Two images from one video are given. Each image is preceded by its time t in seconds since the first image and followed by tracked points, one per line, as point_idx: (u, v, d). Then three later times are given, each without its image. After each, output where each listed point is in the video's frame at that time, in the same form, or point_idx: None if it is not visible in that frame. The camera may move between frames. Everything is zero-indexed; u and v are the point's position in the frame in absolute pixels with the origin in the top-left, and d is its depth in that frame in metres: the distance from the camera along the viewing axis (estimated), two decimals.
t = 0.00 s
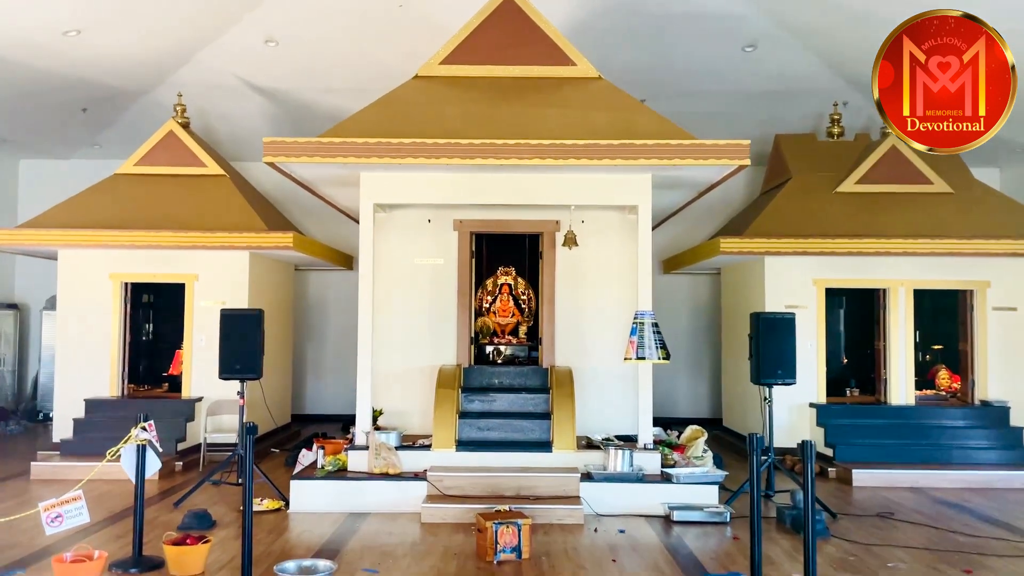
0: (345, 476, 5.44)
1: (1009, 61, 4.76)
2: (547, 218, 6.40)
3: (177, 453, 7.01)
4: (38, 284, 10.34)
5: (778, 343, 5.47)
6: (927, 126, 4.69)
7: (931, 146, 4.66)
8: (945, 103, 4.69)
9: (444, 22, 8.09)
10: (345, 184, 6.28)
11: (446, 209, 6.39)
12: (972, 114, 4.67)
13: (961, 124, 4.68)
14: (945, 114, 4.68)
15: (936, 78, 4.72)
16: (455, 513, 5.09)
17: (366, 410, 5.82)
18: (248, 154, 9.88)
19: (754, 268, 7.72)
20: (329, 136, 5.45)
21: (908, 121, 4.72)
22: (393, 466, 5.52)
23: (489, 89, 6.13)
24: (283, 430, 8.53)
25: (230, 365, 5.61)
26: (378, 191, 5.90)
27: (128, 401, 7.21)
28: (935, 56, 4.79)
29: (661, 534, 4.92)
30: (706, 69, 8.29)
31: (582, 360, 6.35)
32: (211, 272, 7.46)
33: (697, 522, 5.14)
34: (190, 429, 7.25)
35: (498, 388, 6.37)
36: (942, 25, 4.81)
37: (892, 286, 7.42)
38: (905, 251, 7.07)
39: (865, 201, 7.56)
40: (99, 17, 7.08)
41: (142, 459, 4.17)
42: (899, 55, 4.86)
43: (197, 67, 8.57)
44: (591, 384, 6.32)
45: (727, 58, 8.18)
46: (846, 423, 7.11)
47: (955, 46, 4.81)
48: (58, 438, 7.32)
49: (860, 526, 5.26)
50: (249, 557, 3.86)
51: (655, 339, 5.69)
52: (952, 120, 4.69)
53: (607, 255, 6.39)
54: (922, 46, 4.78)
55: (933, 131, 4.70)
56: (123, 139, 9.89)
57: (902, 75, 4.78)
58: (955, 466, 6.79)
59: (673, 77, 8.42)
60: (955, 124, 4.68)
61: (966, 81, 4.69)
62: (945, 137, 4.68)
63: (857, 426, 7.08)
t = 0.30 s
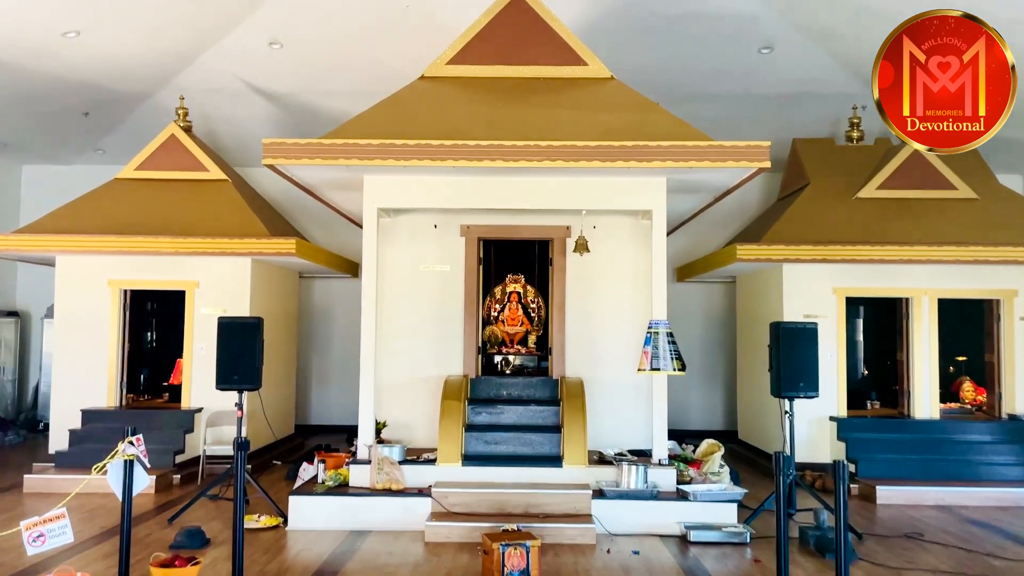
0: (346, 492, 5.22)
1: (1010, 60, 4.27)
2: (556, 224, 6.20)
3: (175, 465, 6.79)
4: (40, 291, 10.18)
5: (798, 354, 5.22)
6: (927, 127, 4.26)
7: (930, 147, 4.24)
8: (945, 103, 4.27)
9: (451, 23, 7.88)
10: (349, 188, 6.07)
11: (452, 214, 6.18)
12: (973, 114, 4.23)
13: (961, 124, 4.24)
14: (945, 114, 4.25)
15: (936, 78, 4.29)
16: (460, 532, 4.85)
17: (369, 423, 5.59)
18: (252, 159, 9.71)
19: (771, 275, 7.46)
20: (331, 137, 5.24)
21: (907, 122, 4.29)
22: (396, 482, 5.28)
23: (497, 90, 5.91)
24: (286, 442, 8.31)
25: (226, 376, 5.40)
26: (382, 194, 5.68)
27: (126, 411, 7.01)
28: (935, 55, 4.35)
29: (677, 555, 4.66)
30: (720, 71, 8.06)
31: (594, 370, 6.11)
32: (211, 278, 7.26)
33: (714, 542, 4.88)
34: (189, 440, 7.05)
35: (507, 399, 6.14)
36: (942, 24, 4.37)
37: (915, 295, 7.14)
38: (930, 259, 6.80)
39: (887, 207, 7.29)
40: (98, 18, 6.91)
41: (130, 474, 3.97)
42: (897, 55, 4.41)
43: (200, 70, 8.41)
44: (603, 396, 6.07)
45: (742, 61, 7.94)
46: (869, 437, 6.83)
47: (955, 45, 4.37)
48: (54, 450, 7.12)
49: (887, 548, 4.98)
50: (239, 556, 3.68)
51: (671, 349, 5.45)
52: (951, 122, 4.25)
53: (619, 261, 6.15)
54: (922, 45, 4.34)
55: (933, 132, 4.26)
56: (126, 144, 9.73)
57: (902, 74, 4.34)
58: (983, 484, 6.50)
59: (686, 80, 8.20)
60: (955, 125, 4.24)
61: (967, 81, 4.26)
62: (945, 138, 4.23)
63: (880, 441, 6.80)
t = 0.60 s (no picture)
0: (345, 504, 4.96)
1: (1010, 60, 4.12)
2: (565, 223, 5.93)
3: (169, 474, 6.56)
4: (36, 294, 9.97)
5: (820, 359, 4.97)
6: (927, 127, 4.12)
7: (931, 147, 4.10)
8: (945, 103, 4.12)
9: (454, 17, 7.64)
10: (348, 187, 5.83)
11: (456, 212, 5.95)
12: (973, 114, 4.10)
13: (961, 124, 4.11)
14: (945, 114, 4.11)
15: (936, 78, 4.14)
16: (464, 547, 4.59)
17: (369, 431, 5.36)
18: (252, 159, 9.49)
19: (787, 277, 7.19)
20: (329, 132, 5.00)
21: (907, 122, 4.14)
22: (397, 493, 5.03)
23: (501, 83, 5.66)
24: (286, 449, 8.08)
25: (220, 383, 5.16)
26: (382, 193, 5.45)
27: (119, 418, 6.78)
28: (935, 55, 4.19)
29: (693, 572, 4.40)
30: (733, 66, 7.80)
31: (604, 376, 5.86)
32: (207, 280, 7.02)
33: (731, 558, 4.60)
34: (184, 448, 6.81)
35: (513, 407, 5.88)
36: (942, 24, 4.21)
37: (937, 297, 6.88)
38: (954, 260, 6.53)
39: (908, 205, 7.01)
40: (91, 12, 6.69)
41: (113, 489, 3.74)
42: (897, 55, 4.25)
43: (197, 67, 8.19)
44: (613, 402, 5.82)
45: (756, 55, 7.68)
46: (890, 446, 6.56)
47: (955, 45, 4.21)
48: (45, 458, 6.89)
49: (916, 564, 4.71)
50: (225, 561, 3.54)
51: (684, 354, 5.20)
52: (950, 122, 4.11)
53: (629, 262, 5.89)
54: (922, 45, 4.19)
55: (933, 132, 4.12)
56: (123, 143, 9.51)
57: (902, 74, 4.18)
58: (1010, 494, 6.23)
59: (698, 75, 7.95)
60: (955, 125, 4.10)
61: (967, 81, 4.11)
62: (945, 138, 4.10)
63: (902, 449, 6.53)
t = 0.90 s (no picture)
0: (343, 509, 4.74)
1: (1009, 61, 4.18)
2: (571, 216, 5.73)
3: (163, 476, 6.33)
4: (32, 291, 9.77)
5: (842, 356, 4.73)
6: (927, 126, 4.20)
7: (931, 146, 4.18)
8: (945, 103, 4.20)
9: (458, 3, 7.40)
10: (346, 177, 5.60)
11: (459, 204, 5.72)
12: (972, 114, 4.18)
13: (961, 124, 4.19)
14: (944, 114, 4.19)
15: (936, 78, 4.20)
16: (467, 555, 4.36)
17: (368, 431, 5.13)
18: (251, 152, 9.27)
19: (803, 270, 6.93)
20: (325, 118, 4.76)
21: (907, 122, 4.23)
22: (398, 497, 4.80)
23: (505, 68, 5.42)
24: (286, 449, 7.86)
25: (212, 382, 4.93)
26: (382, 183, 5.22)
27: (112, 418, 6.56)
28: (935, 55, 4.25)
29: None
30: (746, 53, 7.55)
31: (613, 374, 5.62)
32: (203, 276, 6.80)
33: (750, 566, 4.36)
34: (179, 449, 6.59)
35: (519, 406, 5.65)
36: (942, 25, 4.27)
37: (959, 292, 6.62)
38: (977, 252, 6.27)
39: (928, 196, 6.75)
40: None
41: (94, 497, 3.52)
42: (898, 55, 4.29)
43: (193, 57, 7.97)
44: (623, 401, 5.58)
45: (769, 42, 7.42)
46: (911, 446, 6.31)
47: (955, 45, 4.26)
48: (36, 459, 6.68)
49: (945, 572, 4.46)
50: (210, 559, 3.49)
51: (698, 351, 4.96)
52: (951, 122, 4.19)
53: (640, 255, 5.65)
54: (922, 45, 4.24)
55: (933, 131, 4.20)
56: (119, 137, 9.30)
57: (903, 74, 4.24)
58: None
59: (709, 62, 7.69)
60: (955, 125, 4.18)
61: (967, 81, 4.18)
62: (944, 137, 4.18)
63: (924, 450, 6.28)
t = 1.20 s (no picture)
0: (339, 518, 4.49)
1: (1010, 61, 3.85)
2: (577, 209, 5.48)
3: (153, 483, 6.10)
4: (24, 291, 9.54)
5: (865, 356, 4.47)
6: (927, 127, 3.86)
7: (932, 147, 3.84)
8: (945, 103, 3.87)
9: None
10: (341, 170, 5.35)
11: (459, 198, 5.47)
12: (973, 114, 3.84)
13: (961, 125, 3.85)
14: (944, 114, 3.85)
15: (936, 78, 3.87)
16: (469, 568, 4.11)
17: (365, 437, 4.89)
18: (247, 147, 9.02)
19: (818, 266, 6.67)
20: (317, 106, 4.51)
21: (907, 122, 3.89)
22: (396, 506, 4.55)
23: (507, 55, 5.16)
24: (282, 453, 7.63)
25: (200, 386, 4.71)
26: (378, 175, 4.97)
27: (101, 422, 6.32)
28: (935, 55, 3.92)
29: None
30: (756, 40, 7.28)
31: (621, 375, 5.37)
32: (195, 274, 6.56)
33: None
34: (171, 454, 6.35)
35: (524, 409, 5.39)
36: (942, 24, 3.93)
37: (982, 287, 6.36)
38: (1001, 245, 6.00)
39: (948, 188, 6.48)
40: None
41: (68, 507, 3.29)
42: (897, 56, 3.97)
43: (185, 48, 7.73)
44: (632, 403, 5.32)
45: (781, 29, 7.15)
46: (934, 448, 6.05)
47: (955, 46, 3.94)
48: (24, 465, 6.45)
49: None
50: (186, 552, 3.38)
51: (713, 351, 4.72)
52: (951, 123, 3.85)
53: (649, 250, 5.40)
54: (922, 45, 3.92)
55: (934, 132, 3.87)
56: (112, 132, 9.06)
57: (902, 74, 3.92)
58: None
59: (718, 51, 7.43)
60: (955, 125, 3.84)
61: (967, 81, 3.85)
62: (946, 138, 3.83)
63: (947, 452, 6.01)
